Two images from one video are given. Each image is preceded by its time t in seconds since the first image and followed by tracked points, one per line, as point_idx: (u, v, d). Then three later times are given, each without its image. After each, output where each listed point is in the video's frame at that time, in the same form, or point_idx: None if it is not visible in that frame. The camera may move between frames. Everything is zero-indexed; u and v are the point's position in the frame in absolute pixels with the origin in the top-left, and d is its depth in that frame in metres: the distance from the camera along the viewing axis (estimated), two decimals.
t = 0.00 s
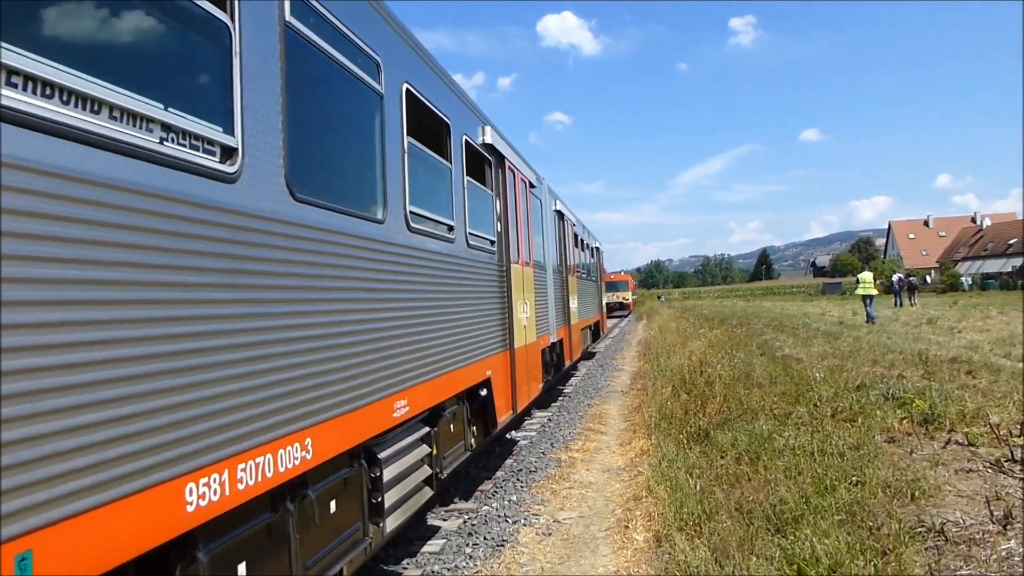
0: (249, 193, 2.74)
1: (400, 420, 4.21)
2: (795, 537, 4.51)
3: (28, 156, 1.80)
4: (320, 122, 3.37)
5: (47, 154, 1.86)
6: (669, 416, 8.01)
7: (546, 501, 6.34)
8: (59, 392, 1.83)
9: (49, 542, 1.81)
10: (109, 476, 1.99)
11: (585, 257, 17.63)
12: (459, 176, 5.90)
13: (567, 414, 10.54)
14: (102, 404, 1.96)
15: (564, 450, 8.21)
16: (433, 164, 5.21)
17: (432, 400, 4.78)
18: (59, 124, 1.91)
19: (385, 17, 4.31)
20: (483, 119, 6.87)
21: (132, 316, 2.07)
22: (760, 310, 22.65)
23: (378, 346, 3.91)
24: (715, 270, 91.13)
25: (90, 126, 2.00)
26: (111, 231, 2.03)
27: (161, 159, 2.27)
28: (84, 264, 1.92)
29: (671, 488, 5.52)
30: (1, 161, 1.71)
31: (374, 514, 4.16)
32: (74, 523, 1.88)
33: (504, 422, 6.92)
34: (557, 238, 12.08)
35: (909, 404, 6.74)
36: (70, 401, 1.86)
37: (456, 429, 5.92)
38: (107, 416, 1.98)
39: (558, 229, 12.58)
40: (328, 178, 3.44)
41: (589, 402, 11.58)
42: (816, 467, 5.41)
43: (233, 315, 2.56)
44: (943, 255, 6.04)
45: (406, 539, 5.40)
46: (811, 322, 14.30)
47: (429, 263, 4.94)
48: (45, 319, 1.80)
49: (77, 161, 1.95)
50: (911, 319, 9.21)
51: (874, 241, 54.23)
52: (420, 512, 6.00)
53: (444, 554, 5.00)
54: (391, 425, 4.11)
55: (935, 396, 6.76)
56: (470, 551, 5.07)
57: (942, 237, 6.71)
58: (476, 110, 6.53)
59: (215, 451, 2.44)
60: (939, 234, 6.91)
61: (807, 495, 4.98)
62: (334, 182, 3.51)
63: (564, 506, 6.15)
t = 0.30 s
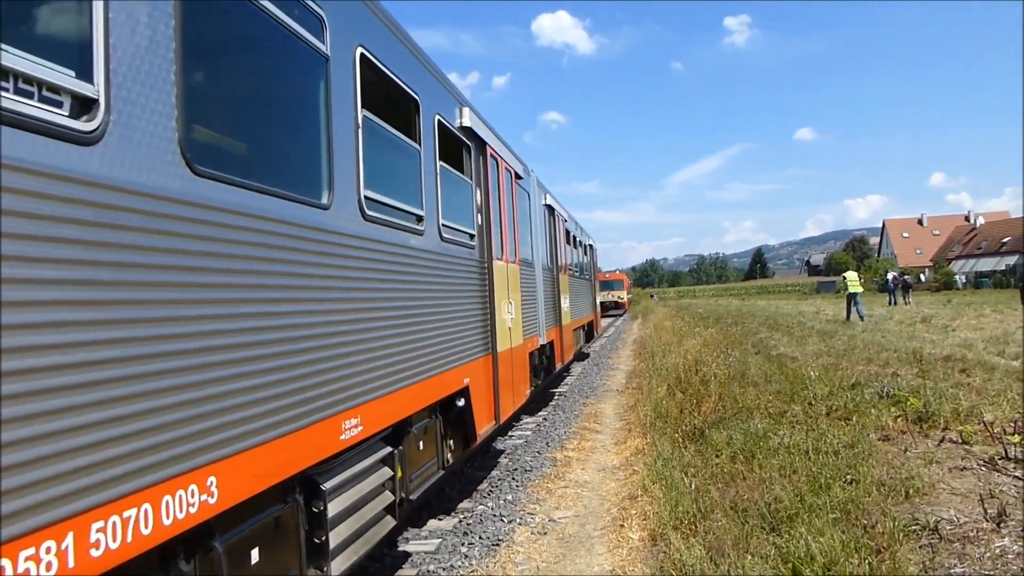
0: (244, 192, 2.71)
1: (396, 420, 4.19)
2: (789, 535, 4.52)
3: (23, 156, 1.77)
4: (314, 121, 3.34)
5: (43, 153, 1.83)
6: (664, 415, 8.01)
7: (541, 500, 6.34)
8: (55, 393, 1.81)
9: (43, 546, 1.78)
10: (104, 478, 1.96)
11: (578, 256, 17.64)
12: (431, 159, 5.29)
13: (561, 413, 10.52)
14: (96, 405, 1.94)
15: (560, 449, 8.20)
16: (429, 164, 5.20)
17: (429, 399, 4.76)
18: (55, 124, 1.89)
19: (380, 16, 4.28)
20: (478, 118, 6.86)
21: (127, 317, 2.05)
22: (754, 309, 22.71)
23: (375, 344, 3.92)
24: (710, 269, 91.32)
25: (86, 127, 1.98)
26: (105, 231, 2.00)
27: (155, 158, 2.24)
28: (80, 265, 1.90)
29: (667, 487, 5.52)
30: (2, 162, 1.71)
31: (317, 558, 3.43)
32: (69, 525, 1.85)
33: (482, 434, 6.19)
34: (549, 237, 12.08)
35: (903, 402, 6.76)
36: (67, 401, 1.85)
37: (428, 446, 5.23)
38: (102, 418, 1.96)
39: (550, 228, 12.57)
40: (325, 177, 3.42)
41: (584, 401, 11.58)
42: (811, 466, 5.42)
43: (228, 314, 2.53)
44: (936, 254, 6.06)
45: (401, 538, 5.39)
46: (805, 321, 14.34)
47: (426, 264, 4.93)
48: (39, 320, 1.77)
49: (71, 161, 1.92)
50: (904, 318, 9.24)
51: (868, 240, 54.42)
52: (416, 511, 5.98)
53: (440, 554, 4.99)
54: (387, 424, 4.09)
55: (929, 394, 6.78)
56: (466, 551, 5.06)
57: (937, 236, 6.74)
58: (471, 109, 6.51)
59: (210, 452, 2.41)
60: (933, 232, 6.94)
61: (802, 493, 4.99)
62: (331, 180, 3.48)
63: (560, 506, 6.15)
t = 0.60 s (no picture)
0: (242, 190, 2.71)
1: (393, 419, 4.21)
2: (783, 536, 4.53)
3: (15, 152, 1.79)
4: (313, 119, 3.33)
5: (35, 149, 1.85)
6: (659, 416, 8.02)
7: (536, 500, 6.34)
8: (49, 391, 1.82)
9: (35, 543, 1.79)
10: (98, 476, 1.97)
11: (573, 255, 17.66)
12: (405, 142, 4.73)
13: (557, 414, 10.52)
14: (91, 403, 1.95)
15: (555, 449, 8.20)
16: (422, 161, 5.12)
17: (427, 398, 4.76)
18: (42, 118, 1.90)
19: (379, 16, 4.30)
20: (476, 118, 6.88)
21: (123, 314, 2.06)
22: (750, 310, 22.75)
23: (374, 343, 3.94)
24: (705, 270, 91.49)
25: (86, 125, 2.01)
26: (104, 229, 2.02)
27: (150, 158, 2.25)
28: (75, 262, 1.91)
29: (661, 487, 5.53)
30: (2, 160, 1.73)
31: None
32: (65, 523, 1.87)
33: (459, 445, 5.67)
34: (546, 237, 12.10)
35: (898, 405, 6.79)
36: (61, 399, 1.86)
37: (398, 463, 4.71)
38: (97, 416, 1.97)
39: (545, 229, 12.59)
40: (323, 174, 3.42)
41: (579, 401, 11.58)
42: (805, 467, 5.44)
43: (225, 312, 2.53)
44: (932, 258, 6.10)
45: (396, 537, 5.40)
46: (801, 323, 14.37)
47: (424, 263, 4.96)
48: (32, 318, 1.78)
49: (66, 157, 1.93)
50: (900, 321, 9.27)
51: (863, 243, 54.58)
52: (411, 510, 6.00)
53: (434, 553, 4.99)
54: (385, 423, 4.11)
55: (923, 397, 6.80)
56: (460, 550, 5.07)
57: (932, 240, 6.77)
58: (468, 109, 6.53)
59: (205, 451, 2.42)
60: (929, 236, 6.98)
61: (796, 495, 5.00)
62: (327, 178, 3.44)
63: (554, 505, 6.15)
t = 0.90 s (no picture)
0: (237, 190, 2.71)
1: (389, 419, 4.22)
2: (779, 534, 4.54)
3: (11, 153, 1.78)
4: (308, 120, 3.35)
5: (32, 150, 1.84)
6: (656, 414, 8.02)
7: (533, 498, 6.35)
8: (46, 392, 1.82)
9: (28, 544, 1.79)
10: (92, 477, 1.97)
11: (567, 254, 17.67)
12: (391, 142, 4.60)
13: (553, 412, 10.53)
14: (88, 404, 1.95)
15: (551, 448, 8.20)
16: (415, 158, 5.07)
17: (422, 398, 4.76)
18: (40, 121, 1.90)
19: (374, 16, 4.30)
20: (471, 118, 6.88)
21: (119, 315, 2.06)
22: (746, 309, 22.77)
23: (369, 343, 3.94)
24: (701, 269, 91.61)
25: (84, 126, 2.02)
26: (104, 229, 2.03)
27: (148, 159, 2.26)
28: (72, 263, 1.91)
29: (658, 486, 5.54)
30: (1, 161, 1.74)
31: None
32: (61, 525, 1.88)
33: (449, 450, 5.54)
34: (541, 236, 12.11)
35: (893, 402, 6.82)
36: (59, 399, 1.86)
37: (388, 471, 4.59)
38: (93, 417, 1.97)
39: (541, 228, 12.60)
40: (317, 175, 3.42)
41: (576, 400, 11.58)
42: (802, 465, 5.46)
43: (222, 312, 2.54)
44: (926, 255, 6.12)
45: (393, 536, 5.41)
46: (796, 321, 14.39)
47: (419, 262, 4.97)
48: (32, 319, 1.79)
49: (65, 159, 1.94)
50: (895, 318, 9.30)
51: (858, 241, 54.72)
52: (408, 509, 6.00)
53: (432, 552, 5.00)
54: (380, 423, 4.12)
55: (919, 394, 6.82)
56: (458, 549, 5.07)
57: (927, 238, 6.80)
58: (463, 108, 6.53)
59: (201, 451, 2.41)
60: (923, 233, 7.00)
61: (792, 492, 5.02)
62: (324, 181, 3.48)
63: (551, 504, 6.16)
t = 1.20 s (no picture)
0: (234, 189, 2.72)
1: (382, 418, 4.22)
2: (776, 533, 4.55)
3: (12, 151, 1.79)
4: (305, 119, 3.36)
5: (31, 148, 1.84)
6: (652, 413, 8.03)
7: (529, 497, 6.35)
8: (43, 389, 1.82)
9: (23, 542, 1.78)
10: (86, 475, 1.96)
11: (563, 253, 17.66)
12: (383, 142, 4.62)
13: (550, 411, 10.53)
14: (85, 401, 1.95)
15: (548, 447, 8.20)
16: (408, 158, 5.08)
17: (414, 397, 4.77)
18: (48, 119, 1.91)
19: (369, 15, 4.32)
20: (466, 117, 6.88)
21: (113, 312, 2.05)
22: (744, 309, 22.78)
23: (362, 342, 3.94)
24: (698, 268, 91.67)
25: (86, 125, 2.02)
26: (103, 227, 2.04)
27: (149, 157, 2.26)
28: (71, 260, 1.91)
29: (655, 484, 5.54)
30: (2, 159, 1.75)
31: None
32: (53, 523, 1.86)
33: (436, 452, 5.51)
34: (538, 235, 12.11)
35: (890, 402, 6.83)
36: (56, 397, 1.86)
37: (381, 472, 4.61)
38: (90, 414, 1.97)
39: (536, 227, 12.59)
40: (313, 174, 3.42)
41: (573, 399, 11.59)
42: (799, 464, 5.46)
43: (217, 310, 2.54)
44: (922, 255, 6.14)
45: (389, 535, 5.41)
46: (794, 321, 14.40)
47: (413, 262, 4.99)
48: (30, 316, 1.79)
49: (66, 158, 1.95)
50: (892, 317, 9.32)
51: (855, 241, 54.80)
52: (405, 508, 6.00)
53: (429, 550, 5.00)
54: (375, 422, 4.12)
55: (916, 394, 6.83)
56: (454, 547, 5.07)
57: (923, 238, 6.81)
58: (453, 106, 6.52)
59: (194, 449, 2.41)
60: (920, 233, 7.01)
61: (789, 491, 5.03)
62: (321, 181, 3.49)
63: (548, 503, 6.16)
